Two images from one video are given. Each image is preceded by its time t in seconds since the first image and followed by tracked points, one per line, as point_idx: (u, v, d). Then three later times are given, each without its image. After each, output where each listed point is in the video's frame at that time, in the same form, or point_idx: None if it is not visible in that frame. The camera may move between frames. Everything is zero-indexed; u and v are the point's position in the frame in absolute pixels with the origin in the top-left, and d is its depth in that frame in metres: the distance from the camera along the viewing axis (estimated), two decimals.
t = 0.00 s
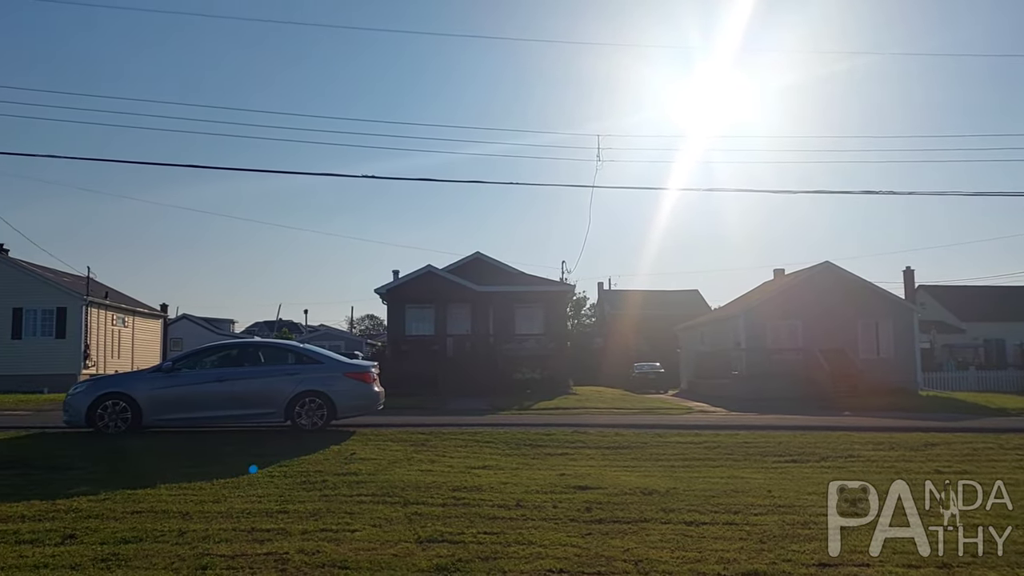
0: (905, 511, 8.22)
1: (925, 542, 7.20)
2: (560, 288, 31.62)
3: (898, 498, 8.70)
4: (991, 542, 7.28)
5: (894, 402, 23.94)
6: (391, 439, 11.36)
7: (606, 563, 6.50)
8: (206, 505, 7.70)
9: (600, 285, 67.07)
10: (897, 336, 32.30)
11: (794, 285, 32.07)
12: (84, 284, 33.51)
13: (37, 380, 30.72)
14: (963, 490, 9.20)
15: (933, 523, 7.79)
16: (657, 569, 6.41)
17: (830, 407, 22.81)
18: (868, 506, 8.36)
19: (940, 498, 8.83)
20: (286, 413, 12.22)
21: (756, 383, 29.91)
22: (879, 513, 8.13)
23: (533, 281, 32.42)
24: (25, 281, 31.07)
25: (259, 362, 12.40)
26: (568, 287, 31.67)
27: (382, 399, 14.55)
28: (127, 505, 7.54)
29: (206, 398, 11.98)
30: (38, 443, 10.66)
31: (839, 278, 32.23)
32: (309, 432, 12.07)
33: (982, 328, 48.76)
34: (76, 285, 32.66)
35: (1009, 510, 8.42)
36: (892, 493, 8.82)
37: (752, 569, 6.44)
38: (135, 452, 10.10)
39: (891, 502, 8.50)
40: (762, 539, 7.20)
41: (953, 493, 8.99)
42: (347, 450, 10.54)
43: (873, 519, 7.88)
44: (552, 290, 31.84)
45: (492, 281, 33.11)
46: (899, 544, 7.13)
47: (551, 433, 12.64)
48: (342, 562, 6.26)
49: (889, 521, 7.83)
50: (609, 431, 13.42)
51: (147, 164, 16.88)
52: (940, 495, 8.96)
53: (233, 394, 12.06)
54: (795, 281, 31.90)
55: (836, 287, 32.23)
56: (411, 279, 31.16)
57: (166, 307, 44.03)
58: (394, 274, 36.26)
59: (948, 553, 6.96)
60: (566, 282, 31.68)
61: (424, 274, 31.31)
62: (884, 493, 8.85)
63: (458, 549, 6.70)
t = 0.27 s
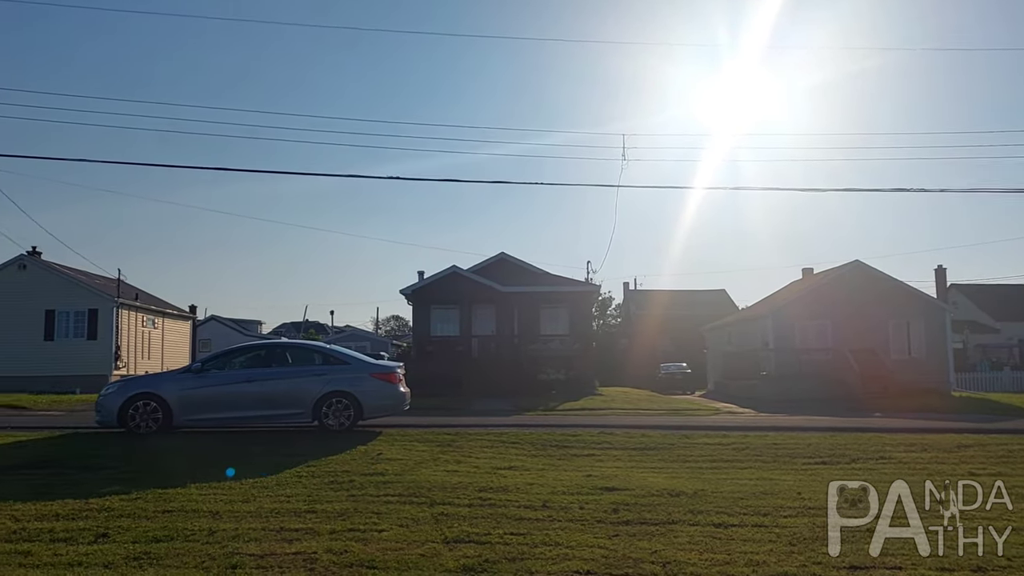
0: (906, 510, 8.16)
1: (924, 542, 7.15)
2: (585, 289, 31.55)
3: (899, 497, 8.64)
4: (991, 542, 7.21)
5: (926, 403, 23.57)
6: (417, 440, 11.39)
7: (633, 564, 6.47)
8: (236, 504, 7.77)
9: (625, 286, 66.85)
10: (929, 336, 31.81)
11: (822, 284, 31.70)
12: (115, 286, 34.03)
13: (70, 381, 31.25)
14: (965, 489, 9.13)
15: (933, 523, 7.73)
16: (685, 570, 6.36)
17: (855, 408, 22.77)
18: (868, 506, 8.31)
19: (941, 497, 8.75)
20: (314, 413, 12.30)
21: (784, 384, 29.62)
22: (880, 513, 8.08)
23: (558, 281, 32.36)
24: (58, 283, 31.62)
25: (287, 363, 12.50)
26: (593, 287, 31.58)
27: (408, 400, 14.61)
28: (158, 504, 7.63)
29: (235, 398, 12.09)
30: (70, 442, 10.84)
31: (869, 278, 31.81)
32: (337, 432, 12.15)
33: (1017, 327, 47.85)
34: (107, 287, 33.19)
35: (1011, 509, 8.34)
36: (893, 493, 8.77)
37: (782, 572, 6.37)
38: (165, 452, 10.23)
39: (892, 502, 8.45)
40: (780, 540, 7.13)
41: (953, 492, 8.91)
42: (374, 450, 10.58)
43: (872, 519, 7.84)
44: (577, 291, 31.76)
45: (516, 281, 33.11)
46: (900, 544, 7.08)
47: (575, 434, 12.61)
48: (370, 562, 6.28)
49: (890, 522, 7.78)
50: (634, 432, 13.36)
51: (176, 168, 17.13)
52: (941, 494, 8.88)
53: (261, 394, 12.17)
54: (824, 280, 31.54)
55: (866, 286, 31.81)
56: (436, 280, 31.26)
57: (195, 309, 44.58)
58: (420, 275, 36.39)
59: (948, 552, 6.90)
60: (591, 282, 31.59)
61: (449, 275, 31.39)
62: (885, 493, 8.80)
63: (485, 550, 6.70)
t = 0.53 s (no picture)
0: (905, 510, 8.11)
1: (924, 542, 7.10)
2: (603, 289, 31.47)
3: (899, 497, 8.59)
4: (991, 542, 7.13)
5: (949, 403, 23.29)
6: (436, 440, 11.42)
7: (653, 565, 6.44)
8: (257, 504, 7.83)
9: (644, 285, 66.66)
10: (952, 335, 31.42)
11: (843, 284, 31.43)
12: (138, 287, 34.41)
13: (94, 382, 31.65)
14: (965, 488, 9.05)
15: (933, 523, 7.66)
16: (706, 570, 6.34)
17: (878, 407, 22.57)
18: (868, 506, 8.26)
19: (941, 497, 8.67)
20: (333, 413, 12.37)
21: (805, 383, 29.40)
22: (880, 513, 8.02)
23: (576, 281, 32.32)
24: (82, 285, 32.01)
25: (307, 363, 12.59)
26: (611, 287, 31.50)
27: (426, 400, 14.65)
28: (181, 503, 7.70)
29: (256, 399, 12.19)
30: (93, 443, 10.97)
31: (890, 277, 31.50)
32: (357, 432, 12.20)
33: None
34: (130, 289, 33.58)
35: (1011, 507, 8.27)
36: (892, 493, 8.71)
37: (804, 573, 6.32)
38: (187, 452, 10.32)
39: (892, 501, 8.39)
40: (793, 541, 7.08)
41: (953, 492, 8.84)
42: (393, 450, 10.62)
43: (872, 519, 7.78)
44: (596, 291, 31.69)
45: (534, 281, 33.09)
46: (900, 544, 7.03)
47: (594, 434, 12.59)
48: (390, 561, 6.31)
49: (890, 521, 7.72)
50: (654, 432, 13.32)
51: (197, 170, 17.32)
52: (941, 494, 8.80)
53: (281, 394, 12.25)
54: (844, 279, 31.27)
55: (888, 285, 31.49)
56: (454, 280, 31.33)
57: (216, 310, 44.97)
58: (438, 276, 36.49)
59: (947, 552, 6.85)
60: (609, 282, 31.52)
61: (467, 276, 31.46)
62: (885, 493, 8.76)
63: (504, 550, 6.70)
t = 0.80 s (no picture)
0: (905, 510, 8.05)
1: (924, 542, 7.05)
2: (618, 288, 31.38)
3: (899, 497, 8.54)
4: (991, 543, 7.07)
5: (968, 402, 23.04)
6: (452, 440, 11.44)
7: (670, 566, 6.42)
8: (274, 504, 7.88)
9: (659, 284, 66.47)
10: (971, 333, 31.09)
11: (860, 283, 31.18)
12: (155, 289, 34.71)
13: (113, 383, 31.96)
14: (965, 488, 8.97)
15: (933, 523, 7.60)
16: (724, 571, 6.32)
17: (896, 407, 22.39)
18: (868, 507, 8.21)
19: (941, 498, 8.60)
20: (349, 413, 12.42)
21: (822, 383, 29.21)
22: (879, 513, 7.97)
23: (591, 281, 32.24)
24: (100, 287, 32.31)
25: (322, 364, 12.64)
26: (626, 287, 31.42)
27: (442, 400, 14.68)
28: (199, 503, 7.76)
29: (272, 399, 12.25)
30: (112, 443, 11.07)
31: (908, 275, 31.23)
32: (373, 432, 12.25)
33: None
34: (148, 290, 33.87)
35: (1011, 507, 8.19)
36: (892, 493, 8.65)
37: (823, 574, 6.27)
38: (204, 452, 10.39)
39: (892, 502, 8.33)
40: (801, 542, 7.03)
41: (953, 492, 8.77)
42: (409, 450, 10.65)
43: (873, 520, 7.74)
44: (610, 290, 31.62)
45: (549, 281, 33.06)
46: (900, 544, 6.99)
47: (608, 434, 12.57)
48: (407, 561, 6.32)
49: (890, 522, 7.68)
50: (669, 431, 13.28)
51: (213, 172, 17.47)
52: (940, 494, 8.73)
53: (297, 395, 12.31)
54: (861, 278, 31.03)
55: (905, 284, 31.22)
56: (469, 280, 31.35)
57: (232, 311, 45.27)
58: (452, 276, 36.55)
59: (946, 553, 6.80)
60: (624, 282, 31.43)
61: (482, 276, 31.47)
62: (885, 493, 8.70)
63: (520, 550, 6.70)
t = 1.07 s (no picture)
0: (905, 511, 8.00)
1: (924, 542, 7.01)
2: (635, 288, 31.30)
3: (898, 497, 8.48)
4: (991, 543, 7.02)
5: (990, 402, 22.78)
6: (469, 440, 11.46)
7: (689, 566, 6.39)
8: (294, 503, 7.92)
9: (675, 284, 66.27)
10: (993, 332, 30.74)
11: (880, 282, 30.93)
12: (175, 289, 35.04)
13: (133, 383, 32.27)
14: (964, 488, 8.91)
15: (933, 523, 7.55)
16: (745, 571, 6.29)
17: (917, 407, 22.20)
18: (868, 506, 8.17)
19: (941, 497, 8.54)
20: (367, 413, 12.47)
21: (841, 383, 28.99)
22: (880, 513, 7.92)
23: (607, 281, 32.18)
24: (121, 288, 32.64)
25: (340, 364, 12.71)
26: (643, 287, 31.32)
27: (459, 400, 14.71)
28: (220, 502, 7.82)
29: (291, 399, 12.33)
30: (133, 442, 11.18)
31: (928, 274, 30.95)
32: (391, 432, 12.29)
33: None
34: (167, 291, 34.20)
35: (1011, 507, 8.13)
36: (892, 493, 8.59)
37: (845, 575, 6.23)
38: (223, 452, 10.47)
39: (892, 502, 8.27)
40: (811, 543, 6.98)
41: (953, 492, 8.71)
42: (427, 450, 10.68)
43: (872, 519, 7.69)
44: (627, 290, 31.55)
45: (566, 281, 33.03)
46: (900, 544, 6.96)
47: (624, 434, 12.54)
48: (427, 561, 6.34)
49: (890, 522, 7.63)
50: (687, 431, 13.23)
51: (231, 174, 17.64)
52: (940, 494, 8.67)
53: (316, 395, 12.38)
54: (881, 278, 30.78)
55: (926, 283, 30.93)
56: (486, 280, 31.40)
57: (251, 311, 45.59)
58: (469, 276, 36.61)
59: (946, 553, 6.76)
60: (641, 282, 31.33)
61: (498, 276, 31.51)
62: (885, 493, 8.64)
63: (539, 550, 6.70)
